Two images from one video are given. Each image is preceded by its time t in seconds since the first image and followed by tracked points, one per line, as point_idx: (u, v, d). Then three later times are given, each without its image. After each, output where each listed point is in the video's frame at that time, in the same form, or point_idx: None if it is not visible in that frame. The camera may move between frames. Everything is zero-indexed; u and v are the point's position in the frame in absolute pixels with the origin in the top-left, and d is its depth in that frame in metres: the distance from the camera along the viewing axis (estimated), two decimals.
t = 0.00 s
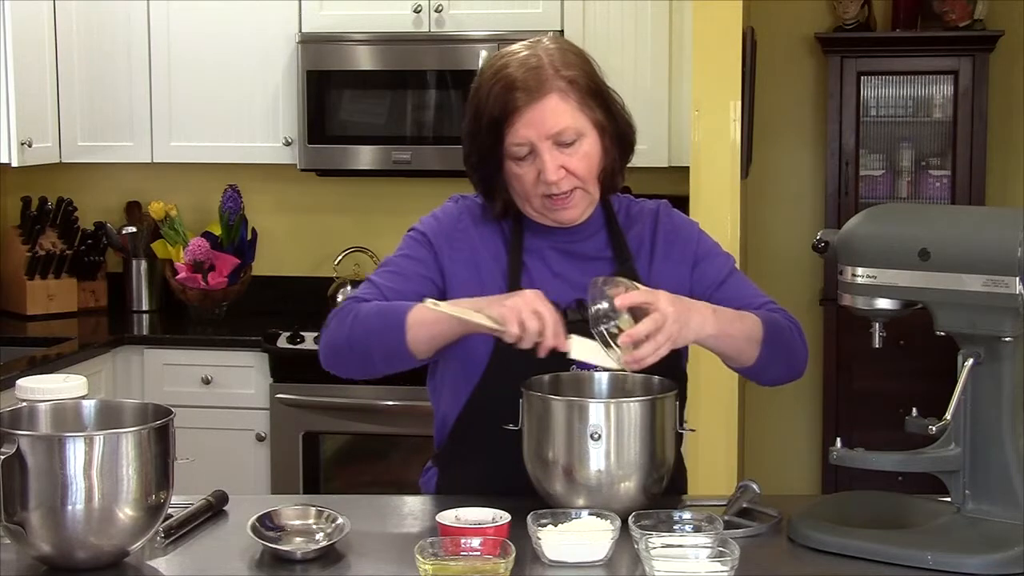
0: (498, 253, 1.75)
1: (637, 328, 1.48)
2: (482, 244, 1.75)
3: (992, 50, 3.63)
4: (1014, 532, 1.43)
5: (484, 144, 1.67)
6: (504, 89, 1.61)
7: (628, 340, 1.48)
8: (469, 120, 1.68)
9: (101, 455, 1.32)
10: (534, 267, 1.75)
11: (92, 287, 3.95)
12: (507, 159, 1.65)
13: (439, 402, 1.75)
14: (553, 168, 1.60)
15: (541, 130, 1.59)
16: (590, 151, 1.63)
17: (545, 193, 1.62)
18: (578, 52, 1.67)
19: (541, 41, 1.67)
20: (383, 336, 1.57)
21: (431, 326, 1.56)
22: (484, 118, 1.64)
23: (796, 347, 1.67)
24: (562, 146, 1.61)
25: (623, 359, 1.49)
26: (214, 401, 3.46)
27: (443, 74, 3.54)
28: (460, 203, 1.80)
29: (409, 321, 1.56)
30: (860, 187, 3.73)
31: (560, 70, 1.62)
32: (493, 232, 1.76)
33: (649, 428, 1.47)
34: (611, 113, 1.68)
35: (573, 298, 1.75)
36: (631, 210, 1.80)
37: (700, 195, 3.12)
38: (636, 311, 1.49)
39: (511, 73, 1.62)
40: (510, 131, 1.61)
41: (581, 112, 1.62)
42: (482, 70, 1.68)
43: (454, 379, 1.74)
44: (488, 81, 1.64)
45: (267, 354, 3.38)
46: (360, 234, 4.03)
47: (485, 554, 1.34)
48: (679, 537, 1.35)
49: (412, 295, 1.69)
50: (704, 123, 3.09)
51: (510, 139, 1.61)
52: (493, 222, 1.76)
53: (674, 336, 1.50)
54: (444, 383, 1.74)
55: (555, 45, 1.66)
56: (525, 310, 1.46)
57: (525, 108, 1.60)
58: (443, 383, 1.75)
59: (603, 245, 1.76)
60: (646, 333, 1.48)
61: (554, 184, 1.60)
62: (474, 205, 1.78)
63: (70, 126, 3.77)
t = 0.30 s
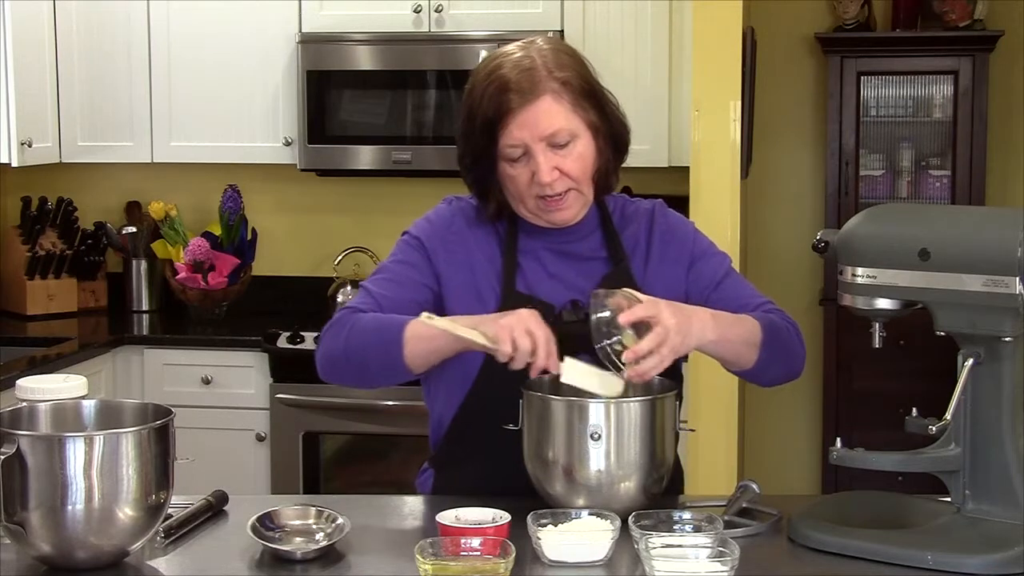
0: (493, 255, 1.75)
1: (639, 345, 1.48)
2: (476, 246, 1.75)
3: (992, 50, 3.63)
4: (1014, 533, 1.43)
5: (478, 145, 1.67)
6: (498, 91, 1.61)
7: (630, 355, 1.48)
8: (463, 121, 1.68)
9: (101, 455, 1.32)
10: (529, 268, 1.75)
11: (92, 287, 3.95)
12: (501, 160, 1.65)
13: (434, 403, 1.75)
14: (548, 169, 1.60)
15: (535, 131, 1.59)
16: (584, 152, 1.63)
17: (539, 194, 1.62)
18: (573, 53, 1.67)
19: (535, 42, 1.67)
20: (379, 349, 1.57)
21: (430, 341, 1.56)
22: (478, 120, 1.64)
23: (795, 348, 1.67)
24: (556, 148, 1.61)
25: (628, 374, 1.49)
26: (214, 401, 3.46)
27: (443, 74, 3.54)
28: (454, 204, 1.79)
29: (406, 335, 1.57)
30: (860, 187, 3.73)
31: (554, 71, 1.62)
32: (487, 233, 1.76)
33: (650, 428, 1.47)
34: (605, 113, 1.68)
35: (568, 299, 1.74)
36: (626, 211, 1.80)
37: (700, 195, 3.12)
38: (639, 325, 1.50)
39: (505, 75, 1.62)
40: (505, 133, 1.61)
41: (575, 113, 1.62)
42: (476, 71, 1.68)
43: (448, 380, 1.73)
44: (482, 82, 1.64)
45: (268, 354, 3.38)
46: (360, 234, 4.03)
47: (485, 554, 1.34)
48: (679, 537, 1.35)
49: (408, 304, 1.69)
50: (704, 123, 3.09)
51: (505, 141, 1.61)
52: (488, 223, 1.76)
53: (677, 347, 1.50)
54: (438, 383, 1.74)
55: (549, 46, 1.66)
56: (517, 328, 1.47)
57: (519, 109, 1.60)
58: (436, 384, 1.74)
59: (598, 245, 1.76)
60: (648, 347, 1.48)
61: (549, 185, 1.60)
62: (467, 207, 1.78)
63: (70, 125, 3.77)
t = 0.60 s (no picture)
0: (487, 255, 1.75)
1: (644, 353, 1.48)
2: (471, 246, 1.75)
3: (992, 50, 3.63)
4: (1014, 533, 1.43)
5: (475, 146, 1.66)
6: (494, 92, 1.61)
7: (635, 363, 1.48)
8: (460, 121, 1.68)
9: (101, 455, 1.32)
10: (525, 269, 1.75)
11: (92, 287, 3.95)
12: (498, 161, 1.65)
13: (430, 403, 1.75)
14: (545, 170, 1.60)
15: (532, 132, 1.59)
16: (581, 152, 1.63)
17: (536, 195, 1.62)
18: (569, 53, 1.67)
19: (531, 42, 1.67)
20: (375, 350, 1.56)
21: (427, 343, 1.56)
22: (475, 121, 1.64)
23: (793, 348, 1.67)
24: (553, 148, 1.61)
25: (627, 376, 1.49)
26: (214, 401, 3.46)
27: (443, 74, 3.54)
28: (451, 204, 1.80)
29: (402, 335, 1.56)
30: (860, 187, 3.73)
31: (551, 72, 1.62)
32: (481, 234, 1.76)
33: (649, 428, 1.47)
34: (601, 113, 1.68)
35: (565, 299, 1.74)
36: (623, 211, 1.80)
37: (700, 195, 3.12)
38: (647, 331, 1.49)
39: (502, 75, 1.62)
40: (502, 133, 1.61)
41: (572, 114, 1.62)
42: (472, 72, 1.68)
43: (445, 382, 1.73)
44: (479, 83, 1.64)
45: (268, 354, 3.38)
46: (360, 234, 4.03)
47: (485, 554, 1.34)
48: (679, 537, 1.35)
49: (404, 304, 1.69)
50: (704, 123, 3.09)
51: (502, 142, 1.61)
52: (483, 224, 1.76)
53: (682, 352, 1.51)
54: (435, 384, 1.74)
55: (545, 47, 1.66)
56: (513, 327, 1.46)
57: (516, 110, 1.60)
58: (432, 384, 1.75)
59: (594, 245, 1.76)
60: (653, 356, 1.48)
61: (546, 186, 1.60)
62: (463, 207, 1.78)
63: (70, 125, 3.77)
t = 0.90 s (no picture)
0: (489, 255, 1.75)
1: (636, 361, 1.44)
2: (473, 246, 1.75)
3: (992, 50, 3.63)
4: (1014, 533, 1.43)
5: (472, 148, 1.66)
6: (490, 93, 1.61)
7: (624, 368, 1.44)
8: (456, 124, 1.68)
9: (101, 455, 1.32)
10: (524, 270, 1.75)
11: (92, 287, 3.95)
12: (495, 163, 1.65)
13: (428, 403, 1.75)
14: (542, 170, 1.60)
15: (529, 133, 1.59)
16: (578, 152, 1.63)
17: (534, 196, 1.62)
18: (564, 54, 1.67)
19: (525, 43, 1.67)
20: (390, 353, 1.56)
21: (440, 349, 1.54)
22: (471, 124, 1.64)
23: (790, 351, 1.66)
24: (550, 149, 1.61)
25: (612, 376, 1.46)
26: (213, 401, 3.46)
27: (443, 74, 3.54)
28: (450, 204, 1.79)
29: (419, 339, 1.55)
30: (860, 187, 3.73)
31: (546, 73, 1.62)
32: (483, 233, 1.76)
33: (649, 428, 1.47)
34: (598, 113, 1.68)
35: (563, 299, 1.74)
36: (622, 211, 1.80)
37: (700, 195, 3.12)
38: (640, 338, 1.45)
39: (497, 77, 1.62)
40: (498, 135, 1.61)
41: (568, 114, 1.62)
42: (467, 74, 1.68)
43: (444, 383, 1.73)
44: (474, 85, 1.64)
45: (268, 354, 3.38)
46: (360, 234, 4.03)
47: (485, 554, 1.34)
48: (679, 537, 1.35)
49: (413, 306, 1.69)
50: (704, 123, 3.09)
51: (498, 144, 1.61)
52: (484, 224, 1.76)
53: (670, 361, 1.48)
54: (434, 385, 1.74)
55: (539, 48, 1.66)
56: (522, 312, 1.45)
57: (513, 111, 1.60)
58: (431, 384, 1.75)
59: (592, 246, 1.76)
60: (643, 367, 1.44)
61: (543, 186, 1.60)
62: (463, 205, 1.78)
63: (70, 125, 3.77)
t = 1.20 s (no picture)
0: (493, 253, 1.75)
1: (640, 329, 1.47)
2: (477, 245, 1.75)
3: (992, 50, 3.63)
4: (1014, 533, 1.43)
5: (477, 144, 1.66)
6: (497, 89, 1.61)
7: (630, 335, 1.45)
8: (461, 120, 1.67)
9: (101, 455, 1.32)
10: (526, 269, 1.75)
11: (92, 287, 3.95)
12: (500, 159, 1.65)
13: (429, 403, 1.75)
14: (548, 167, 1.60)
15: (535, 129, 1.59)
16: (584, 149, 1.63)
17: (539, 192, 1.62)
18: (569, 51, 1.67)
19: (531, 40, 1.67)
20: (404, 363, 1.56)
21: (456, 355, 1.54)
22: (477, 119, 1.64)
23: (784, 359, 1.67)
24: (556, 145, 1.61)
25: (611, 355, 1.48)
26: (214, 401, 3.47)
27: (443, 74, 3.54)
28: (451, 203, 1.79)
29: (432, 348, 1.55)
30: (860, 187, 3.73)
31: (552, 69, 1.62)
32: (487, 230, 1.76)
33: (650, 428, 1.47)
34: (603, 110, 1.68)
35: (565, 299, 1.74)
36: (624, 212, 1.80)
37: (700, 195, 3.12)
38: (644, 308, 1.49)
39: (503, 73, 1.62)
40: (504, 131, 1.61)
41: (574, 111, 1.62)
42: (473, 70, 1.68)
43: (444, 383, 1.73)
44: (481, 81, 1.64)
45: (268, 354, 3.38)
46: (360, 234, 4.03)
47: (485, 554, 1.34)
48: (679, 537, 1.35)
49: (422, 309, 1.69)
50: (704, 123, 3.09)
51: (505, 139, 1.61)
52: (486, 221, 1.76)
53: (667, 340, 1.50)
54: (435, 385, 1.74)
55: (544, 44, 1.66)
56: (534, 348, 1.47)
57: (519, 107, 1.59)
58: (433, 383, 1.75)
59: (594, 246, 1.76)
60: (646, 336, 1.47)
61: (549, 183, 1.60)
62: (465, 204, 1.78)
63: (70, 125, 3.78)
